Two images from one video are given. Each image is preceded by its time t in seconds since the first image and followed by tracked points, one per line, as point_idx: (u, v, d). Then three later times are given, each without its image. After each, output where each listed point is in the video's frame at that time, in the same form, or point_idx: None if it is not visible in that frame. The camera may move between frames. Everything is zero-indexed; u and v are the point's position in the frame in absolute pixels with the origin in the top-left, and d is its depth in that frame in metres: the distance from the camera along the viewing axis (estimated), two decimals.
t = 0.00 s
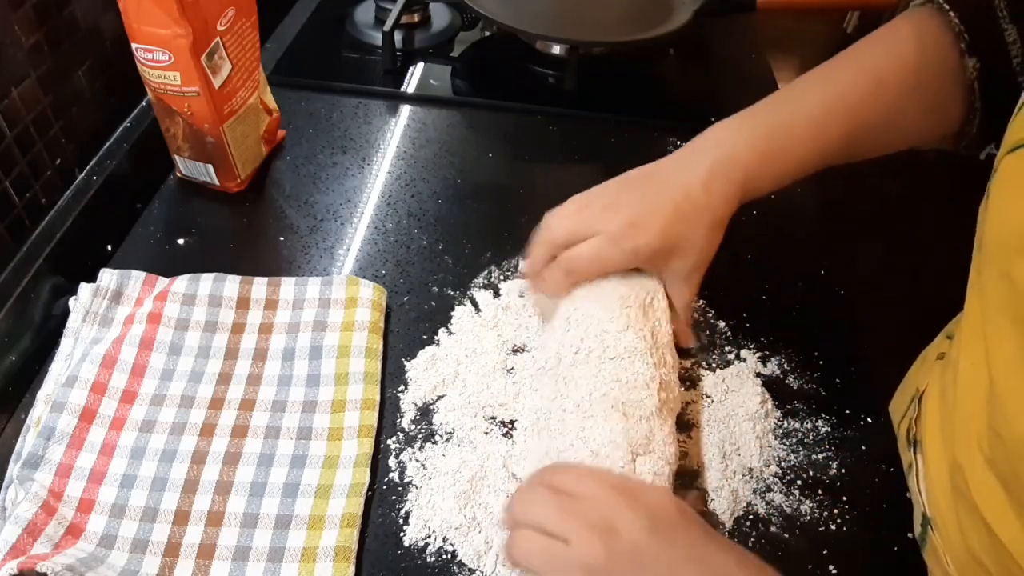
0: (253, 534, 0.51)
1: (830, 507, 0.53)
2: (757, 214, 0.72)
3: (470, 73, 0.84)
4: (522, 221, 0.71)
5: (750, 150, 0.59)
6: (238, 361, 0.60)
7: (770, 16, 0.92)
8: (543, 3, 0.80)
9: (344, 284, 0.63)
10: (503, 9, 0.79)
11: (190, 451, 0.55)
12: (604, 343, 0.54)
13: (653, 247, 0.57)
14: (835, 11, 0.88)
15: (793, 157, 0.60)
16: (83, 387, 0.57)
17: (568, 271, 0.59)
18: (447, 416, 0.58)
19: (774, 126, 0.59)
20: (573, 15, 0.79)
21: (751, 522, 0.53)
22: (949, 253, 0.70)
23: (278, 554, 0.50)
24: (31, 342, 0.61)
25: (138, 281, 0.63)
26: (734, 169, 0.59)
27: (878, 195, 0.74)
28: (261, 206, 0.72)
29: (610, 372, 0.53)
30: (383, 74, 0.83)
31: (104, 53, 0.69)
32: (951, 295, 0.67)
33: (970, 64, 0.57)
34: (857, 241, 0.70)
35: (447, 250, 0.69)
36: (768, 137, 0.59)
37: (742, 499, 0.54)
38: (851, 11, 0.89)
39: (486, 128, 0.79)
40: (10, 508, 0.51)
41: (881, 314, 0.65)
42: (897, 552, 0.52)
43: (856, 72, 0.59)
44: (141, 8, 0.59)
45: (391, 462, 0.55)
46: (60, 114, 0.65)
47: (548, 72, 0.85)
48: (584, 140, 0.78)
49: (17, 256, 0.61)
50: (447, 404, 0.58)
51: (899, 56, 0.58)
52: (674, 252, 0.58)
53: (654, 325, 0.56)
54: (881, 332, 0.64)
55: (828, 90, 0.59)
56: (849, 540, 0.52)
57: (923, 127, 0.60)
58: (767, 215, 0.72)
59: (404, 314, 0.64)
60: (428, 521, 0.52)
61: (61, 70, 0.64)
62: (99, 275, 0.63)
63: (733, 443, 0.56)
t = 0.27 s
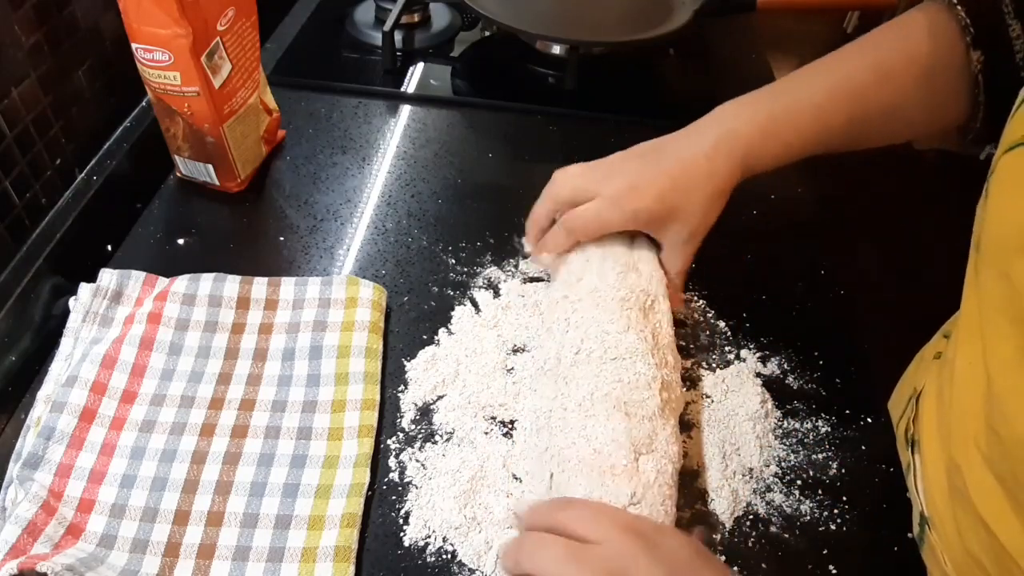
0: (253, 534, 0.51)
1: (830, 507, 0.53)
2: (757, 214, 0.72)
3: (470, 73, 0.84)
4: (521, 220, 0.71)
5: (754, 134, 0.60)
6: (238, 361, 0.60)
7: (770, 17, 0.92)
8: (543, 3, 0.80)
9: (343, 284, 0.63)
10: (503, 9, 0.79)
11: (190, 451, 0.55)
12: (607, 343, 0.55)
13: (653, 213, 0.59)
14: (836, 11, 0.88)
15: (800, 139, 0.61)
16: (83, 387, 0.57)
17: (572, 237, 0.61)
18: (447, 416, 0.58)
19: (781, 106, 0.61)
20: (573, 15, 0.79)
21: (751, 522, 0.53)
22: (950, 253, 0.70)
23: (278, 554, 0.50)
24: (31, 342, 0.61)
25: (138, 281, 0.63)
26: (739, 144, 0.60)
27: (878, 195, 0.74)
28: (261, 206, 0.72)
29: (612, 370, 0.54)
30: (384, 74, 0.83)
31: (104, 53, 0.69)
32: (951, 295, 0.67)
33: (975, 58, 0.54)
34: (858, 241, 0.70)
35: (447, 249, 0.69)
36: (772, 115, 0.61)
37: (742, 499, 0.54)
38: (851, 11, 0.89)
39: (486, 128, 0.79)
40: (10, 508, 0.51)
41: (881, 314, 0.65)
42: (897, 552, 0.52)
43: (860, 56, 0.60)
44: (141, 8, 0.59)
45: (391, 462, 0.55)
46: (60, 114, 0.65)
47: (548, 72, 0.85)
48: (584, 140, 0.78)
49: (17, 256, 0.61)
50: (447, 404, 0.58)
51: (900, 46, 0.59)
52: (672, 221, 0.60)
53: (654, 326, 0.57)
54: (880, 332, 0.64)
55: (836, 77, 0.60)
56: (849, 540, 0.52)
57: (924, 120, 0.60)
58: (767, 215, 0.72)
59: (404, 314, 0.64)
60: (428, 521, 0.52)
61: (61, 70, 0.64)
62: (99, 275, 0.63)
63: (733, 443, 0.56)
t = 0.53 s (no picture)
0: (253, 534, 0.51)
1: (830, 507, 0.53)
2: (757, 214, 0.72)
3: (470, 73, 0.84)
4: (521, 220, 0.71)
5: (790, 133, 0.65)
6: (238, 361, 0.60)
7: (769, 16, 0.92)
8: (543, 3, 0.80)
9: (344, 284, 0.63)
10: (503, 9, 0.79)
11: (190, 451, 0.55)
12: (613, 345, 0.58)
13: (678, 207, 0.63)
14: (835, 11, 0.88)
15: (827, 135, 0.65)
16: (83, 387, 0.57)
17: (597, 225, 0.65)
18: (447, 416, 0.58)
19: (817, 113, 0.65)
20: (573, 15, 0.79)
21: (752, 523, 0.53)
22: (949, 253, 0.70)
23: (278, 554, 0.50)
24: (31, 342, 0.61)
25: (138, 281, 0.63)
26: (774, 136, 0.65)
27: (878, 195, 0.74)
28: (261, 206, 0.72)
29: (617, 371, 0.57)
30: (383, 74, 0.83)
31: (104, 53, 0.69)
32: (951, 295, 0.67)
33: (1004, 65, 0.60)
34: (857, 241, 0.70)
35: (447, 249, 0.69)
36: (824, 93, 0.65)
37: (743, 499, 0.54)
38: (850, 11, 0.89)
39: (486, 128, 0.79)
40: (10, 508, 0.51)
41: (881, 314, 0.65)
42: (898, 552, 0.52)
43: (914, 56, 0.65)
44: (141, 8, 0.59)
45: (391, 462, 0.56)
46: (59, 114, 0.65)
47: (548, 72, 0.85)
48: (584, 141, 0.78)
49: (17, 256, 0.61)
50: (447, 404, 0.58)
51: (931, 60, 0.63)
52: (704, 207, 0.64)
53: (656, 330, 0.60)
54: (880, 333, 0.64)
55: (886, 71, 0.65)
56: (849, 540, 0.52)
57: (945, 119, 0.65)
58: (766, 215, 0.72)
59: (404, 314, 0.64)
60: (428, 521, 0.52)
61: (61, 70, 0.64)
62: (99, 275, 0.63)
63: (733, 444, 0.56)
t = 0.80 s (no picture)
0: (253, 534, 0.51)
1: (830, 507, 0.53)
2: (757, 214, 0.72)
3: (470, 73, 0.84)
4: (522, 220, 0.71)
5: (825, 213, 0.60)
6: (238, 361, 0.60)
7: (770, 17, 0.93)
8: (543, 3, 0.80)
9: (344, 284, 0.63)
10: (503, 9, 0.79)
11: (190, 451, 0.55)
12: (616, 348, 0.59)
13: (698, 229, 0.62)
14: (835, 11, 0.88)
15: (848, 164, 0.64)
16: (83, 387, 0.57)
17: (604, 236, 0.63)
18: (447, 416, 0.58)
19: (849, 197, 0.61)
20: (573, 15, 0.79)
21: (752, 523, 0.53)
22: (949, 253, 0.70)
23: (278, 554, 0.50)
24: (31, 342, 0.61)
25: (138, 281, 0.63)
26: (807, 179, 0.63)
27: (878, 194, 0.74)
28: (261, 206, 0.72)
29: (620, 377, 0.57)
30: (383, 74, 0.83)
31: (104, 53, 0.69)
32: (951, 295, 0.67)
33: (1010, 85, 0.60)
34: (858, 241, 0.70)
35: (447, 249, 0.69)
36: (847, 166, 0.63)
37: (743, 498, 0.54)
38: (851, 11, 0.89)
39: (486, 128, 0.79)
40: (10, 508, 0.51)
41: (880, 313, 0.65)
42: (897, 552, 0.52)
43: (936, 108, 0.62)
44: (141, 8, 0.59)
45: (391, 462, 0.55)
46: (60, 114, 0.65)
47: (548, 72, 0.85)
48: (584, 141, 0.78)
49: (17, 256, 0.61)
50: (447, 404, 0.58)
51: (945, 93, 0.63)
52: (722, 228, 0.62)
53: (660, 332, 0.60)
54: (880, 333, 0.64)
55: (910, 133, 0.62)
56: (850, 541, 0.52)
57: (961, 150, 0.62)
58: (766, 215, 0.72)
59: (404, 314, 0.64)
60: (428, 521, 0.52)
61: (61, 71, 0.64)
62: (99, 275, 0.63)
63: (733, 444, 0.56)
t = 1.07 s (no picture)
0: (254, 534, 0.51)
1: (830, 507, 0.53)
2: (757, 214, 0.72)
3: (470, 73, 0.84)
4: (522, 220, 0.71)
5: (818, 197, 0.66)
6: (238, 361, 0.60)
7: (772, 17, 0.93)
8: (543, 3, 0.80)
9: (344, 284, 0.64)
10: (503, 9, 0.79)
11: (190, 451, 0.55)
12: (615, 348, 0.58)
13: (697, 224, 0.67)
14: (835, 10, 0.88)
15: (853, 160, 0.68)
16: (83, 387, 0.57)
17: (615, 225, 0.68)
18: (447, 416, 0.58)
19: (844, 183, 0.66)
20: (573, 14, 0.79)
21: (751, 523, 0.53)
22: (950, 253, 0.70)
23: (278, 553, 0.50)
24: (30, 342, 0.61)
25: (138, 281, 0.63)
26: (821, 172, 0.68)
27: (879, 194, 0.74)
28: (261, 206, 0.72)
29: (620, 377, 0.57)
30: (383, 73, 0.83)
31: (104, 53, 0.69)
32: (951, 295, 0.67)
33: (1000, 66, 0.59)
34: (858, 241, 0.70)
35: (447, 249, 0.69)
36: (850, 152, 0.68)
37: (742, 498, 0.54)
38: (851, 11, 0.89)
39: (486, 128, 0.79)
40: (11, 508, 0.51)
41: (881, 314, 0.65)
42: (897, 552, 0.52)
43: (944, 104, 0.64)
44: (141, 8, 0.59)
45: (391, 462, 0.56)
46: (59, 114, 0.65)
47: (548, 72, 0.85)
48: (585, 141, 0.78)
49: (17, 256, 0.61)
50: (447, 404, 0.58)
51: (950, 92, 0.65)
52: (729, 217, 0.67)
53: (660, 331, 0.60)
54: (880, 333, 0.64)
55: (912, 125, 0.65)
56: (849, 541, 0.52)
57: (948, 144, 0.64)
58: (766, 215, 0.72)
59: (404, 314, 0.64)
60: (428, 521, 0.52)
61: (61, 71, 0.64)
62: (99, 275, 0.63)
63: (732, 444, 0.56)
